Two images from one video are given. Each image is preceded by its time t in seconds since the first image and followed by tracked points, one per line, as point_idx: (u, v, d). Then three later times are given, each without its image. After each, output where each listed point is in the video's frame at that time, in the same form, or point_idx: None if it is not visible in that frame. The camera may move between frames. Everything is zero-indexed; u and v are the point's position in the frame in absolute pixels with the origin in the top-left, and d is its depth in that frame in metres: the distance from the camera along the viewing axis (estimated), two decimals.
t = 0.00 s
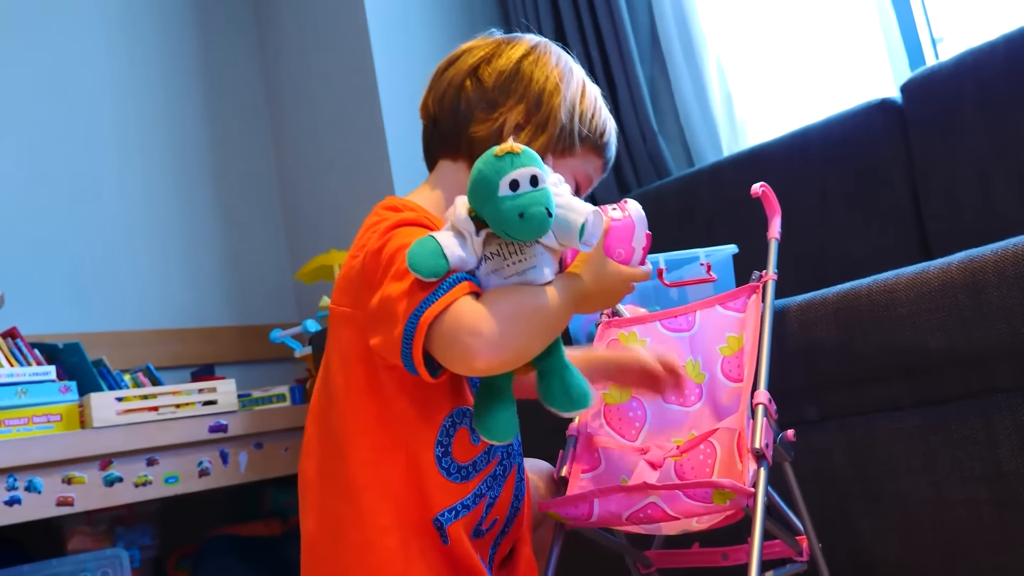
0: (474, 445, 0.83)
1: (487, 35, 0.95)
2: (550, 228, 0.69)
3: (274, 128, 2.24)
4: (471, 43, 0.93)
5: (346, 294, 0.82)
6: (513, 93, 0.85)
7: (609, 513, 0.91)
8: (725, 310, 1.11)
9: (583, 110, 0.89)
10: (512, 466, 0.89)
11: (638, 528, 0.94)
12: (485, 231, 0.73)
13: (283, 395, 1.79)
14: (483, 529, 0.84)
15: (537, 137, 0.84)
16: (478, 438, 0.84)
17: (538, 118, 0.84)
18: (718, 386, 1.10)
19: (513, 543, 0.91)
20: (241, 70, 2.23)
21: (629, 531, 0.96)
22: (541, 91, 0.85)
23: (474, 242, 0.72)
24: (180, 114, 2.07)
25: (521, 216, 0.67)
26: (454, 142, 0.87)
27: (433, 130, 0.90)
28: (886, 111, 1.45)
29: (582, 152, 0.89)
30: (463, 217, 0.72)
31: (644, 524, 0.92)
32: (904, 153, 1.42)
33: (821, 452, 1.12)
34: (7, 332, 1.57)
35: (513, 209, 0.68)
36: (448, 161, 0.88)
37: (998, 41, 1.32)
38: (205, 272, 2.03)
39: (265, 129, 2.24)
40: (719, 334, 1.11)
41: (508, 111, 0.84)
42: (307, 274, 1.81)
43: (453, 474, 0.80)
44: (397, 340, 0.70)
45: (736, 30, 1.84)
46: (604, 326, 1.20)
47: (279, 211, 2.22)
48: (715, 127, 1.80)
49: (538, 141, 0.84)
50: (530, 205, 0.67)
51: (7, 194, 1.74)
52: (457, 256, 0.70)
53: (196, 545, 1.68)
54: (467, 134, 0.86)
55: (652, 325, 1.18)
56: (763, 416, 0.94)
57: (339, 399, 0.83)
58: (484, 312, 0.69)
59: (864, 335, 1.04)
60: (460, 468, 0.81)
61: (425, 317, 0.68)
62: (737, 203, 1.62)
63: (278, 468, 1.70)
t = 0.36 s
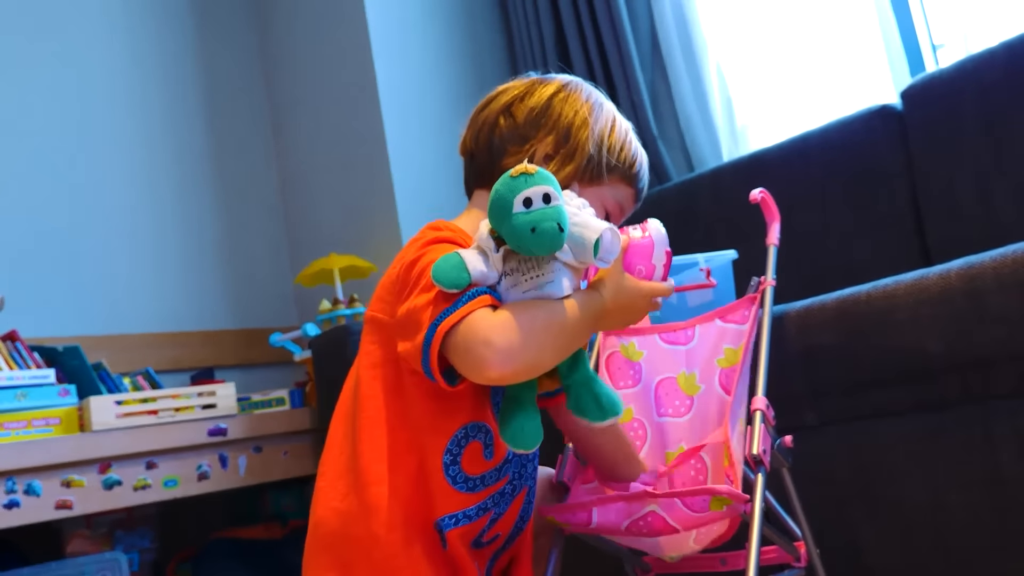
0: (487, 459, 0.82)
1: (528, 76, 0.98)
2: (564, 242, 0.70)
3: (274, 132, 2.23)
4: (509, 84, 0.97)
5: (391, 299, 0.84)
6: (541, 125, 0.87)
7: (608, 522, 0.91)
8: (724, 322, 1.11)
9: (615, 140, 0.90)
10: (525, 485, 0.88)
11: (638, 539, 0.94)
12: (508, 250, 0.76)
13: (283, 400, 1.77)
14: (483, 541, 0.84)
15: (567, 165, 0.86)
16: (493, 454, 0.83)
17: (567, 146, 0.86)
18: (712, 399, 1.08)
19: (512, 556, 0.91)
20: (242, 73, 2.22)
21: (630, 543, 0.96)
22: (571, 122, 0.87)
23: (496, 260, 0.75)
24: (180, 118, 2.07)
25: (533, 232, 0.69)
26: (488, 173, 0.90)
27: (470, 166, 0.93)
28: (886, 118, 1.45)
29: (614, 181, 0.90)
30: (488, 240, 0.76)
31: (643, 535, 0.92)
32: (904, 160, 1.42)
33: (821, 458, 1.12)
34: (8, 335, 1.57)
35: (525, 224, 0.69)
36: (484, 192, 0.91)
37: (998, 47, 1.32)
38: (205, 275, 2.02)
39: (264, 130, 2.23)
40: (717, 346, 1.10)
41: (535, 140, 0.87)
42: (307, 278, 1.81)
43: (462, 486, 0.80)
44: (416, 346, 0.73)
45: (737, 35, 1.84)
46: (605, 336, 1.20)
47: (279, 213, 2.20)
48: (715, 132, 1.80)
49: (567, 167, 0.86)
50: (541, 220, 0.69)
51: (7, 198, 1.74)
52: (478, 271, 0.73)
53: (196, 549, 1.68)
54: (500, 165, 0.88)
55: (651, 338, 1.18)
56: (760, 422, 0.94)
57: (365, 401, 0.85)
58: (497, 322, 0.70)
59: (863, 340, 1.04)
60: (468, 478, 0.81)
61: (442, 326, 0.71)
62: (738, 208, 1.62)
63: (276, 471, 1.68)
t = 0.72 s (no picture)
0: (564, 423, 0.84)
1: (487, 54, 0.97)
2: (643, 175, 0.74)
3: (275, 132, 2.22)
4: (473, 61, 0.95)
5: (451, 271, 0.80)
6: (542, 93, 0.87)
7: (612, 514, 0.93)
8: (729, 314, 1.11)
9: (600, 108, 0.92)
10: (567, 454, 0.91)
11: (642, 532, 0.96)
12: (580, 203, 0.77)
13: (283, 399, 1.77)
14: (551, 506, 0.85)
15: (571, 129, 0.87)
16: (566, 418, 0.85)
17: (565, 113, 0.88)
18: (720, 389, 1.08)
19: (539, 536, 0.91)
20: (244, 74, 2.22)
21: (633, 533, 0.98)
22: (562, 89, 0.89)
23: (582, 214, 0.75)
24: (182, 118, 2.08)
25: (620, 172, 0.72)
26: (489, 143, 0.87)
27: (462, 136, 0.90)
28: (887, 118, 1.45)
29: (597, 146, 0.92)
30: (561, 198, 0.75)
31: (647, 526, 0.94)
32: (905, 161, 1.42)
33: (822, 458, 1.11)
34: (10, 333, 1.57)
35: (609, 166, 0.73)
36: (489, 161, 0.88)
37: (998, 48, 1.32)
38: (205, 274, 2.02)
39: (266, 129, 2.23)
40: (723, 337, 1.10)
41: (541, 108, 0.87)
42: (307, 278, 1.81)
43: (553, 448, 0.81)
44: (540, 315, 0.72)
45: (738, 36, 1.84)
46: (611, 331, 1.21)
47: (281, 213, 2.20)
48: (716, 133, 1.80)
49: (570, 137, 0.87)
50: (623, 160, 0.73)
51: (9, 198, 1.75)
52: (579, 230, 0.73)
53: (196, 547, 1.68)
54: (504, 133, 0.87)
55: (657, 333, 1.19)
56: (764, 418, 0.93)
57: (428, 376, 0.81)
58: (619, 274, 0.72)
59: (863, 340, 1.04)
60: (558, 441, 0.82)
61: (575, 289, 0.71)
62: (740, 208, 1.62)
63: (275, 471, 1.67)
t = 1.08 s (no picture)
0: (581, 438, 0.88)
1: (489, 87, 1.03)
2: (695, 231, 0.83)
3: (281, 142, 2.24)
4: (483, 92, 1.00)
5: (494, 278, 0.84)
6: (561, 129, 0.94)
7: (615, 512, 0.93)
8: (732, 318, 1.12)
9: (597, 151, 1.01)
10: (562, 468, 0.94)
11: (645, 531, 0.96)
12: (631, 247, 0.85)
13: (286, 405, 1.78)
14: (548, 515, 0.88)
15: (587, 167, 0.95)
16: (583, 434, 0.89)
17: (583, 150, 0.95)
18: (723, 391, 1.10)
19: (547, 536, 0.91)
20: (252, 83, 2.25)
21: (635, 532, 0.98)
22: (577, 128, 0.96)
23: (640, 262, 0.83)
24: (190, 127, 2.10)
25: (683, 233, 0.81)
26: (513, 171, 0.93)
27: (483, 162, 0.95)
28: (890, 130, 1.47)
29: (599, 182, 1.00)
30: (624, 249, 0.83)
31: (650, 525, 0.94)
32: (908, 172, 1.44)
33: (825, 461, 1.12)
34: (16, 336, 1.58)
35: (675, 227, 0.81)
36: (514, 188, 0.93)
37: (1002, 60, 1.34)
38: (208, 281, 2.04)
39: (273, 138, 2.25)
40: (726, 340, 1.12)
41: (562, 143, 0.94)
42: (312, 286, 1.82)
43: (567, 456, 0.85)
44: (597, 347, 0.79)
45: (743, 49, 1.87)
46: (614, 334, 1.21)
47: (286, 221, 2.22)
48: (720, 145, 1.84)
49: (584, 172, 0.95)
50: (686, 222, 0.81)
51: (16, 202, 1.76)
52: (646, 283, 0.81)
53: (196, 552, 1.68)
54: (530, 163, 0.93)
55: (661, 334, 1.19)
56: (768, 419, 0.94)
57: (449, 370, 0.83)
58: (672, 331, 0.82)
59: (867, 344, 1.05)
60: (570, 452, 0.85)
61: (640, 337, 0.79)
62: (744, 217, 1.63)
63: (278, 475, 1.68)
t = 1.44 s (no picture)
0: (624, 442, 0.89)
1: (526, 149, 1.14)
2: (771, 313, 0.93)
3: (312, 145, 2.27)
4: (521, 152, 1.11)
5: (565, 288, 0.90)
6: (590, 178, 1.05)
7: (636, 501, 0.91)
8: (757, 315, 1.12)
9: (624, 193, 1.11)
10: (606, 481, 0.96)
11: (666, 521, 0.94)
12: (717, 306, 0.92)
13: (309, 400, 1.79)
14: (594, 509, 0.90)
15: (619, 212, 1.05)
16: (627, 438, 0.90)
17: (614, 196, 1.06)
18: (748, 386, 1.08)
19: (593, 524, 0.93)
20: (283, 87, 2.28)
21: (655, 522, 0.96)
22: (607, 177, 1.07)
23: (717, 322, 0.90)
24: (222, 127, 2.13)
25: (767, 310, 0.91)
26: (553, 218, 1.03)
27: (525, 212, 1.05)
28: (918, 135, 1.47)
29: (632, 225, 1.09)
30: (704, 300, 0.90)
31: (671, 515, 0.92)
32: (935, 180, 1.44)
33: (845, 460, 1.10)
34: (47, 325, 1.61)
35: (761, 305, 0.90)
36: (555, 230, 1.03)
37: None
38: (236, 278, 2.06)
39: (303, 142, 2.28)
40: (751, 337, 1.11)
41: (593, 189, 1.04)
42: (337, 284, 1.84)
43: (611, 456, 0.87)
44: (649, 371, 0.85)
45: (771, 56, 1.88)
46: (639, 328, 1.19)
47: (314, 222, 2.24)
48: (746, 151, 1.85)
49: (616, 213, 1.05)
50: (769, 301, 0.91)
51: (49, 197, 1.80)
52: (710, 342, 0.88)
53: (216, 545, 1.69)
54: (567, 208, 1.03)
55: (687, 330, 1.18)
56: (791, 411, 0.93)
57: (513, 353, 0.88)
58: (716, 381, 0.89)
59: (891, 341, 1.03)
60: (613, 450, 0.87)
61: (685, 377, 0.86)
62: (769, 221, 1.64)
63: (299, 471, 1.69)
